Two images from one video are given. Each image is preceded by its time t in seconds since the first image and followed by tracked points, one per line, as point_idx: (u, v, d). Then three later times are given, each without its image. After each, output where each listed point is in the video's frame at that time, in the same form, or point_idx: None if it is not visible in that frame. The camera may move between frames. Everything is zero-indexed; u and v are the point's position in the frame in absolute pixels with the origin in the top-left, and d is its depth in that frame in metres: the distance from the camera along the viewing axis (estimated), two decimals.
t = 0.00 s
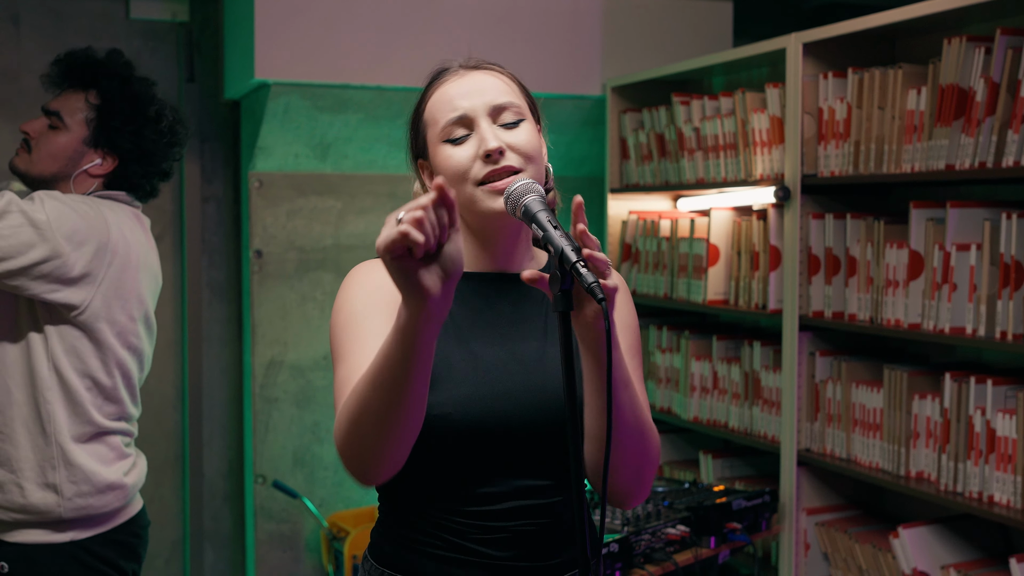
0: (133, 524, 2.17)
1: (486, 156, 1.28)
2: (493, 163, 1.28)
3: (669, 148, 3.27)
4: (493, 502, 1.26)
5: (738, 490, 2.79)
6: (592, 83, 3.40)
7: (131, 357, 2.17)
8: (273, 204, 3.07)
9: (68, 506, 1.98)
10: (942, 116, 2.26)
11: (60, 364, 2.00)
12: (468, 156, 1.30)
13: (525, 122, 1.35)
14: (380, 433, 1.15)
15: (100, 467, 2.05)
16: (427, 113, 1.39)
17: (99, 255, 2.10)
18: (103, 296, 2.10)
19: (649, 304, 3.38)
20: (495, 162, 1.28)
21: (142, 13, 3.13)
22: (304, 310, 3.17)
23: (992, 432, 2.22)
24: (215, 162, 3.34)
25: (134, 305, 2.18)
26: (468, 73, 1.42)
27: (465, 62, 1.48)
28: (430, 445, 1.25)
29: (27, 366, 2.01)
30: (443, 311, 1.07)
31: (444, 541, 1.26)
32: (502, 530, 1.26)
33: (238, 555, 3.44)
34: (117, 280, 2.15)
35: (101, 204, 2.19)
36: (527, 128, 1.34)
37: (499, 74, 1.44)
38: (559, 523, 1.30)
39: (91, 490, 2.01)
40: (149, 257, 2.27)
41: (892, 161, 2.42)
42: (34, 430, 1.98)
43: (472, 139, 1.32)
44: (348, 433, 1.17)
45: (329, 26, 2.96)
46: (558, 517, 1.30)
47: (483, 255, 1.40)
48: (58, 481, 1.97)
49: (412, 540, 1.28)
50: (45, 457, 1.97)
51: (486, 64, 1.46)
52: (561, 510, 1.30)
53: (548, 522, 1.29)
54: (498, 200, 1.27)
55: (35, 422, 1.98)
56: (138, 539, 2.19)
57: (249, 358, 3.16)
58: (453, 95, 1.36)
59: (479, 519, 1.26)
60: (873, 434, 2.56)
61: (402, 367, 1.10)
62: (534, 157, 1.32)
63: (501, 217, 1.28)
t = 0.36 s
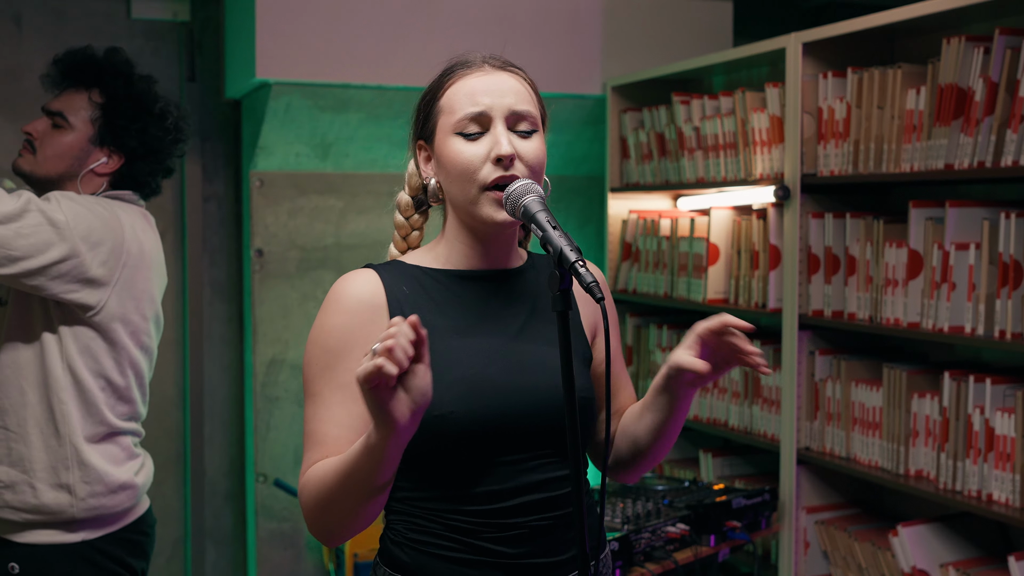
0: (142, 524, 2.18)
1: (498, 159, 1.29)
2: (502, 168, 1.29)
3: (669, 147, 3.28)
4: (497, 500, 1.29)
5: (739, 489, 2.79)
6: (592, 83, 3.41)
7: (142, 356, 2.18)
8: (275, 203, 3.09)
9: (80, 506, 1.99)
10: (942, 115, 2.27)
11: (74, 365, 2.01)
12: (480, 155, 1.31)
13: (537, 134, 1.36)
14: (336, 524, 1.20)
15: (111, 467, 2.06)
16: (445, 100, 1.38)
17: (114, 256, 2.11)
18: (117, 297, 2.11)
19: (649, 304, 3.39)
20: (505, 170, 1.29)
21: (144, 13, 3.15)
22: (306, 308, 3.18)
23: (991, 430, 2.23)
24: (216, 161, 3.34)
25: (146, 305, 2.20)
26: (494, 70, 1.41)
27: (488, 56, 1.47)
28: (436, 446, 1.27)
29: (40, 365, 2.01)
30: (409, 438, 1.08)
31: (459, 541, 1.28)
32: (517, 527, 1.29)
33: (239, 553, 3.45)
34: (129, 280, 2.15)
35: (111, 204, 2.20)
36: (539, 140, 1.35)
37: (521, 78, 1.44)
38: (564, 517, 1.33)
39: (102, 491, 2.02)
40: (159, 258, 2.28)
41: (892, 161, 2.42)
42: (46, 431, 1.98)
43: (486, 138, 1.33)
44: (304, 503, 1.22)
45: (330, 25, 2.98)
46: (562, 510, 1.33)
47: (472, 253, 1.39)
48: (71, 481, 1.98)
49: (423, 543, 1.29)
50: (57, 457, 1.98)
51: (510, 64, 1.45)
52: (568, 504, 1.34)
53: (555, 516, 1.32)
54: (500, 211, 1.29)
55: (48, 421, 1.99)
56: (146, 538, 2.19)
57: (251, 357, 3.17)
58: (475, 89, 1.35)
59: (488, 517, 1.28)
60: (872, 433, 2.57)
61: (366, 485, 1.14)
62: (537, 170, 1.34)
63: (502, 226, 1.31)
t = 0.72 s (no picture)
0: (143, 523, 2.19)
1: (501, 166, 1.30)
2: (504, 174, 1.31)
3: (669, 147, 3.29)
4: (501, 501, 1.29)
5: (738, 488, 2.80)
6: (593, 82, 3.41)
7: (144, 357, 2.19)
8: (276, 203, 3.10)
9: (80, 506, 2.00)
10: (942, 115, 2.27)
11: (77, 366, 2.01)
12: (483, 158, 1.31)
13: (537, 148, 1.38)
14: (335, 541, 1.17)
15: (110, 467, 2.06)
16: (454, 98, 1.37)
17: (117, 259, 2.11)
18: (120, 299, 2.11)
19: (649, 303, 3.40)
20: (507, 177, 1.31)
21: (145, 12, 3.16)
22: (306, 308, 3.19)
23: (989, 429, 2.24)
24: (217, 160, 3.35)
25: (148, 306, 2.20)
26: (506, 77, 1.41)
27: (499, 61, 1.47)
28: (438, 451, 1.27)
29: (42, 365, 2.01)
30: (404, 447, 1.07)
31: (471, 545, 1.29)
32: (527, 526, 1.30)
33: (240, 552, 3.46)
34: (132, 281, 2.16)
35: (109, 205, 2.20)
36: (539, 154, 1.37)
37: (529, 90, 1.45)
38: (567, 514, 1.34)
39: (101, 491, 2.03)
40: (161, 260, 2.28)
41: (892, 161, 2.43)
42: (47, 432, 1.99)
43: (490, 143, 1.33)
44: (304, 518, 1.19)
45: (332, 26, 2.99)
46: (565, 507, 1.34)
47: (456, 256, 1.41)
48: (71, 482, 1.99)
49: (434, 549, 1.29)
50: (58, 458, 1.98)
51: (521, 74, 1.46)
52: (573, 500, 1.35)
53: (558, 513, 1.33)
54: (494, 213, 1.31)
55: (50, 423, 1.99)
56: (145, 537, 2.20)
57: (252, 356, 3.18)
58: (487, 93, 1.35)
59: (494, 518, 1.29)
60: (872, 432, 2.57)
61: (364, 503, 1.11)
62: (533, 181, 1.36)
63: (494, 229, 1.32)
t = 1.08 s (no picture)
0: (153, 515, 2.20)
1: (515, 178, 1.32)
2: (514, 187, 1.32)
3: (669, 147, 3.29)
4: (500, 508, 1.30)
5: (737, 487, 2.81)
6: (593, 82, 3.42)
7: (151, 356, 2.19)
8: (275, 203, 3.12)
9: (89, 505, 2.00)
10: (942, 115, 2.28)
11: (89, 371, 2.01)
12: (498, 167, 1.32)
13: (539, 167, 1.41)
14: (367, 530, 1.11)
15: (118, 464, 2.07)
16: (474, 102, 1.37)
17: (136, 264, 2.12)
18: (133, 302, 2.12)
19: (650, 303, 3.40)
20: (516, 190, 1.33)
21: (145, 11, 3.14)
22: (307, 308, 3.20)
23: (988, 429, 2.25)
24: (218, 160, 3.36)
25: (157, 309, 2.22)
26: (524, 93, 1.43)
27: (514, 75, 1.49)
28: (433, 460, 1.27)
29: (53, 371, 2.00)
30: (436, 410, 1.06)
31: (470, 554, 1.29)
32: (524, 532, 1.31)
33: (240, 551, 3.47)
34: (143, 284, 2.17)
35: (123, 208, 2.18)
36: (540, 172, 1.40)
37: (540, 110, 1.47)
38: (564, 518, 1.35)
39: (109, 489, 2.03)
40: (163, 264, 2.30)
41: (891, 161, 2.44)
42: (58, 431, 1.98)
43: (505, 153, 1.34)
44: (333, 514, 1.13)
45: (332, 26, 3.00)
46: (561, 511, 1.35)
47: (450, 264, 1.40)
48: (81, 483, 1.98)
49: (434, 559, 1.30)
50: (62, 460, 1.96)
51: (533, 92, 1.48)
52: (565, 503, 1.36)
53: (554, 516, 1.34)
54: (497, 224, 1.33)
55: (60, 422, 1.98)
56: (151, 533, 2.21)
57: (252, 356, 3.18)
58: (508, 104, 1.36)
59: (492, 526, 1.30)
60: (871, 431, 2.58)
61: (402, 474, 1.07)
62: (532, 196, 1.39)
63: (491, 238, 1.34)
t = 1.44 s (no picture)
0: (162, 505, 2.23)
1: (524, 176, 1.33)
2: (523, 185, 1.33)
3: (669, 147, 3.30)
4: (499, 506, 1.30)
5: (736, 486, 2.81)
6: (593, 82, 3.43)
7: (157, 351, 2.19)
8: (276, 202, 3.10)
9: (85, 493, 2.01)
10: (941, 115, 2.29)
11: (89, 368, 2.02)
12: (509, 165, 1.33)
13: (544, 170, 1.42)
14: (355, 547, 1.11)
15: (114, 457, 2.07)
16: (486, 101, 1.38)
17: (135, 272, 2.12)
18: (136, 302, 2.12)
19: (650, 302, 3.41)
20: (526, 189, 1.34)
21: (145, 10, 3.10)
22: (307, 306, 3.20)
23: (987, 428, 2.25)
24: (219, 159, 3.36)
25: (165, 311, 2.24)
26: (533, 98, 1.44)
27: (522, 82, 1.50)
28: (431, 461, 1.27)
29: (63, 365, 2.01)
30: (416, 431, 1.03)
31: (471, 555, 1.30)
32: (525, 532, 1.31)
33: (241, 549, 3.48)
34: (149, 282, 2.17)
35: (111, 212, 2.16)
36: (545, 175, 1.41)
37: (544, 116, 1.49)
38: (565, 514, 1.35)
39: (104, 479, 2.04)
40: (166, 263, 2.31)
41: (890, 160, 2.44)
42: (58, 423, 1.99)
43: (515, 152, 1.35)
44: (322, 520, 1.14)
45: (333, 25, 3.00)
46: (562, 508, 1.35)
47: (450, 263, 1.42)
48: (72, 473, 1.99)
49: (435, 557, 1.31)
50: (59, 446, 1.99)
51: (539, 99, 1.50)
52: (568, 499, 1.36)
53: (555, 512, 1.34)
54: (502, 223, 1.34)
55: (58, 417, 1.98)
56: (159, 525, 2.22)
57: (252, 354, 3.18)
58: (519, 106, 1.38)
59: (492, 525, 1.30)
60: (871, 430, 2.58)
61: (377, 500, 1.06)
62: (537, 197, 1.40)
63: (495, 236, 1.35)
